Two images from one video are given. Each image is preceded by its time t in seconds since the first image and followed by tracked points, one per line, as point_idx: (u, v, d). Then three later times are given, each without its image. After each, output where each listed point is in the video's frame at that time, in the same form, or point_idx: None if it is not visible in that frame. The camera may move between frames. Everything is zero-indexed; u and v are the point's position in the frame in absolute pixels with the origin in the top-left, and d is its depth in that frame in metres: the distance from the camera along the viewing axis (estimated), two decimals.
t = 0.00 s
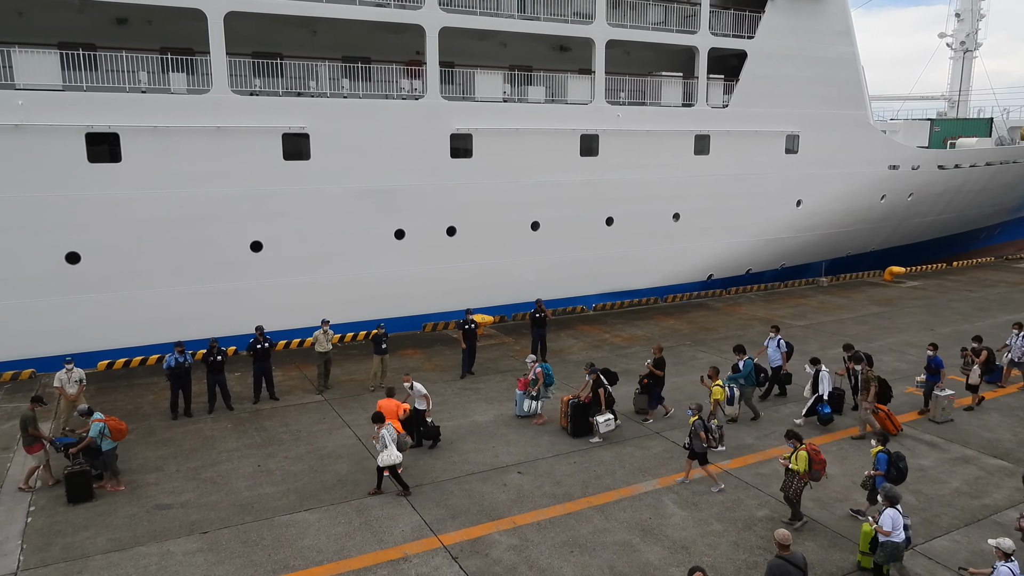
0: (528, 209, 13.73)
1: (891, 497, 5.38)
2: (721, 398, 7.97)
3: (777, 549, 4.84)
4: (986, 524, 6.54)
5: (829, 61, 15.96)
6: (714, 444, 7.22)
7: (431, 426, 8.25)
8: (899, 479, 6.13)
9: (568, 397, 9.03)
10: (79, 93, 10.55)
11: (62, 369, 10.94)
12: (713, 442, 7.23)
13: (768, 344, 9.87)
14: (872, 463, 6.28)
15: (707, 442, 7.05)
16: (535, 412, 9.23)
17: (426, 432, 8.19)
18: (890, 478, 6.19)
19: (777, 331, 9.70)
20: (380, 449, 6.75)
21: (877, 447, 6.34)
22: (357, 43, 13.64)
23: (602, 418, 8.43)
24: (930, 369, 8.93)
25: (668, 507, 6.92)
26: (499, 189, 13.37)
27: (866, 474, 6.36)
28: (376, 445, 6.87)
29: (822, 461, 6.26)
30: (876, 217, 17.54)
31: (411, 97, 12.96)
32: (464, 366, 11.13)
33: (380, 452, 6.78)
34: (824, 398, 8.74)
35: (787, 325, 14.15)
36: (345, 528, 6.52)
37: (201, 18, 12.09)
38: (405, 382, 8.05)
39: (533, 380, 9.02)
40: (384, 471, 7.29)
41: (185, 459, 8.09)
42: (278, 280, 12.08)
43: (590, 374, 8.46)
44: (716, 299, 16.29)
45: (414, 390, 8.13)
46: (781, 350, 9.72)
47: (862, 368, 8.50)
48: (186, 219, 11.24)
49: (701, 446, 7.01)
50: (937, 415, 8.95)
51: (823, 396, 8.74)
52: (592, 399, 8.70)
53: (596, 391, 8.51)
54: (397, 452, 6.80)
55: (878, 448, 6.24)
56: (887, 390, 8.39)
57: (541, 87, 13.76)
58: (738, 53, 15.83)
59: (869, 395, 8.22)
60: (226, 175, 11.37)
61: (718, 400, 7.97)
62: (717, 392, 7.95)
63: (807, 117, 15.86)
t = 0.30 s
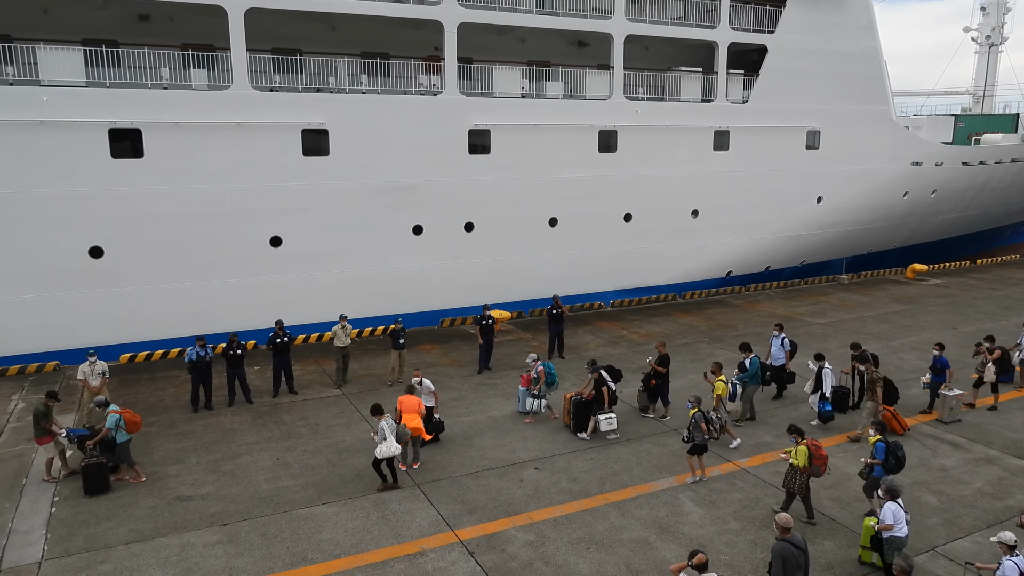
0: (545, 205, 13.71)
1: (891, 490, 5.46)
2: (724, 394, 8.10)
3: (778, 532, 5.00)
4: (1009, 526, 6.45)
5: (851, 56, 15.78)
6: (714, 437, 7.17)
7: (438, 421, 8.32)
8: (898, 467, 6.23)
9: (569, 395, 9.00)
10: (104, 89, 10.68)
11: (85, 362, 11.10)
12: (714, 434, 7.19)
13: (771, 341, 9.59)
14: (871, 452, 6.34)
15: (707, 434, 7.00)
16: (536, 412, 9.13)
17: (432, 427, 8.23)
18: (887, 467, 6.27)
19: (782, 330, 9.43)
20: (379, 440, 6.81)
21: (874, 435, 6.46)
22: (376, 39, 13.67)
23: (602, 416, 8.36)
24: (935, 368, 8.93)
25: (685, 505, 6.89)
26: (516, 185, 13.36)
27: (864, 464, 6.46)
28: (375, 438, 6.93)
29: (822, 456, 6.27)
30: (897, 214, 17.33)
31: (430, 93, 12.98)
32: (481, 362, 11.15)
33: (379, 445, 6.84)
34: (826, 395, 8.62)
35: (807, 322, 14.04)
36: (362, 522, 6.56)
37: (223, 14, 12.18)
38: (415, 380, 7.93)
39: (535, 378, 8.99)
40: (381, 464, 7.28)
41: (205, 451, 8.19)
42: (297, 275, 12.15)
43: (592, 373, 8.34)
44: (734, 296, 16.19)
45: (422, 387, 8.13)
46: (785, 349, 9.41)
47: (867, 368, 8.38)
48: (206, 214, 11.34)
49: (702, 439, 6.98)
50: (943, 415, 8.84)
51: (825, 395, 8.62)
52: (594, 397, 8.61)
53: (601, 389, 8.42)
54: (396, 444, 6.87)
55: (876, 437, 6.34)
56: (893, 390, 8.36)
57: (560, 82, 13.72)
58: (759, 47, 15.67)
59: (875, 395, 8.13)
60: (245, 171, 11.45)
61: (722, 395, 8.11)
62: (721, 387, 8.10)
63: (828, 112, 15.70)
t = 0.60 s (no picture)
0: (560, 201, 13.69)
1: (890, 483, 5.48)
2: (725, 387, 8.11)
3: (770, 521, 4.98)
4: None
5: (870, 51, 15.60)
6: (709, 434, 7.20)
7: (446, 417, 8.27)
8: (887, 463, 6.34)
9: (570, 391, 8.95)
10: (123, 85, 10.77)
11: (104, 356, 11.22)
12: (709, 432, 7.22)
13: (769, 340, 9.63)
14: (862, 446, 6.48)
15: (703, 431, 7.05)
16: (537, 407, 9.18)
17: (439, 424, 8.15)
18: (876, 463, 6.41)
19: (779, 327, 9.46)
20: (373, 436, 6.89)
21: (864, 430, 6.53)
22: (391, 34, 13.68)
23: (602, 412, 8.23)
24: (937, 366, 8.80)
25: (699, 502, 6.88)
26: (531, 180, 13.34)
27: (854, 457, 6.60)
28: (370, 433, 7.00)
29: (819, 448, 6.36)
30: (916, 211, 17.15)
31: (445, 89, 12.98)
32: (495, 357, 11.16)
33: (373, 440, 6.92)
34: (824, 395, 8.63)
35: (823, 319, 13.93)
36: (376, 516, 6.60)
37: (239, 10, 12.23)
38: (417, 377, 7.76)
39: (535, 374, 8.94)
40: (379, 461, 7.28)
41: (222, 444, 8.26)
42: (312, 270, 12.21)
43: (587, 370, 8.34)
44: (750, 293, 16.10)
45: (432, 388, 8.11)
46: (783, 347, 9.45)
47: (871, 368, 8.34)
48: (222, 209, 11.41)
49: (697, 436, 7.02)
50: (947, 414, 8.77)
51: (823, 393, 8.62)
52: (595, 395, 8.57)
53: (596, 384, 8.33)
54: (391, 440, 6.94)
55: (867, 432, 6.43)
56: (892, 390, 8.16)
57: (575, 78, 13.67)
58: (776, 42, 15.53)
59: (875, 395, 8.15)
60: (262, 166, 11.52)
61: (723, 388, 8.11)
62: (721, 381, 8.11)
63: (847, 108, 15.54)
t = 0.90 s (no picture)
0: (575, 196, 13.66)
1: (891, 475, 5.45)
2: (724, 383, 8.12)
3: (769, 507, 5.03)
4: None
5: (889, 45, 15.43)
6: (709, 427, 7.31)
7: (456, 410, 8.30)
8: (882, 453, 6.39)
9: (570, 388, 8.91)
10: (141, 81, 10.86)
11: (122, 349, 11.34)
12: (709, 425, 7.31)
13: (768, 336, 9.57)
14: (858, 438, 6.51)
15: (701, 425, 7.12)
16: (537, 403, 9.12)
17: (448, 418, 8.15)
18: (874, 452, 6.45)
19: (779, 322, 9.45)
20: (370, 428, 6.89)
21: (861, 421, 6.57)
22: (407, 30, 13.70)
23: (600, 412, 8.20)
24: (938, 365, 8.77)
25: (713, 499, 6.85)
26: (546, 176, 13.33)
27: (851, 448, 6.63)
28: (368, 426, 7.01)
29: (818, 440, 6.37)
30: (936, 207, 16.96)
31: (460, 84, 13.00)
32: (509, 353, 11.17)
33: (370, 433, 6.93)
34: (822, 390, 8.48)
35: (840, 317, 13.82)
36: (390, 510, 6.63)
37: (256, 6, 12.29)
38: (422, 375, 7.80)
39: (534, 370, 8.99)
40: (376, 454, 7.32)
41: (238, 437, 8.33)
42: (328, 265, 12.27)
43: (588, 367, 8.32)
44: (766, 290, 15.99)
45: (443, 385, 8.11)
46: (783, 343, 9.42)
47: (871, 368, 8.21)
48: (238, 204, 11.49)
49: (696, 429, 7.10)
50: (949, 414, 8.68)
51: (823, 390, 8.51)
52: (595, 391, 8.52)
53: (595, 383, 8.20)
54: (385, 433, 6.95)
55: (863, 423, 6.48)
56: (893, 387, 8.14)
57: (590, 73, 13.62)
58: (794, 37, 15.40)
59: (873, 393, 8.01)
60: (278, 161, 11.58)
61: (723, 384, 8.12)
62: (721, 376, 8.11)
63: (865, 103, 15.39)
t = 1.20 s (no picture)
0: (590, 193, 13.63)
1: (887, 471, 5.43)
2: (724, 378, 8.21)
3: (770, 496, 5.15)
4: None
5: (909, 41, 15.25)
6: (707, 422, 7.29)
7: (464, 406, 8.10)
8: (879, 447, 6.46)
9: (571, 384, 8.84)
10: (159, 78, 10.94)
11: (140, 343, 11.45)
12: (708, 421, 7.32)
13: (768, 336, 9.51)
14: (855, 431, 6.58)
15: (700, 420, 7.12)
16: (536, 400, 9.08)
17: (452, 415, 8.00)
18: (870, 446, 6.52)
19: (778, 323, 9.31)
20: (365, 420, 7.04)
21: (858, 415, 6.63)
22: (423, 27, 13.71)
23: (596, 408, 8.16)
24: (942, 364, 8.64)
25: (728, 497, 6.82)
26: (561, 173, 13.31)
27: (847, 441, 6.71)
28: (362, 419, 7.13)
29: (819, 430, 6.45)
30: (955, 205, 16.77)
31: (476, 81, 12.99)
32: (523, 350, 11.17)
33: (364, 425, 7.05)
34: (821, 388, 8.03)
35: (857, 315, 13.72)
36: (404, 505, 6.66)
37: (273, 3, 12.34)
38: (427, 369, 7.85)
39: (534, 367, 8.89)
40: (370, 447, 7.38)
41: (254, 432, 8.40)
42: (343, 261, 12.32)
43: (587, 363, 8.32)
44: (782, 287, 15.89)
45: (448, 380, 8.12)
46: (782, 343, 9.36)
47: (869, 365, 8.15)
48: (254, 199, 11.56)
49: (695, 424, 7.11)
50: (955, 414, 8.59)
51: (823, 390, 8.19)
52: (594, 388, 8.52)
53: (595, 380, 8.20)
54: (380, 425, 7.05)
55: (860, 417, 6.54)
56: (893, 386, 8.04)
57: (606, 69, 13.57)
58: (812, 33, 15.25)
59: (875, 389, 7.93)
60: (294, 158, 11.64)
61: (723, 379, 8.21)
62: (721, 372, 8.20)
63: (884, 99, 15.24)
